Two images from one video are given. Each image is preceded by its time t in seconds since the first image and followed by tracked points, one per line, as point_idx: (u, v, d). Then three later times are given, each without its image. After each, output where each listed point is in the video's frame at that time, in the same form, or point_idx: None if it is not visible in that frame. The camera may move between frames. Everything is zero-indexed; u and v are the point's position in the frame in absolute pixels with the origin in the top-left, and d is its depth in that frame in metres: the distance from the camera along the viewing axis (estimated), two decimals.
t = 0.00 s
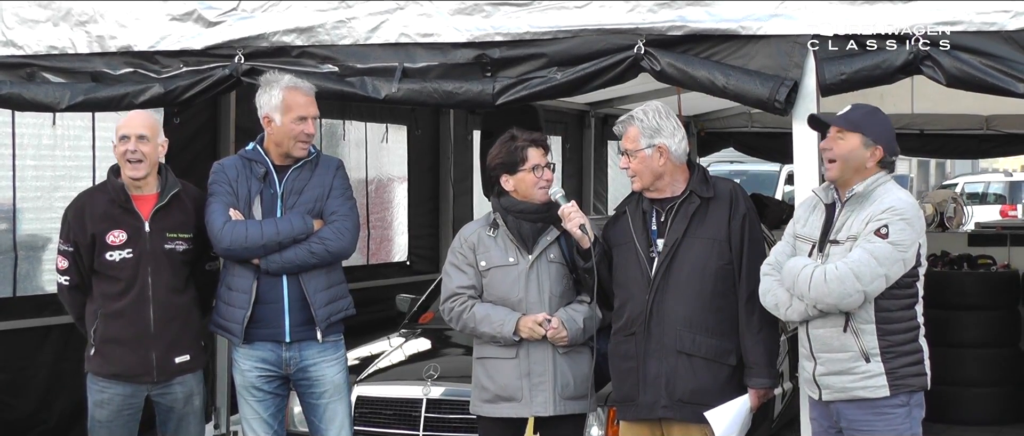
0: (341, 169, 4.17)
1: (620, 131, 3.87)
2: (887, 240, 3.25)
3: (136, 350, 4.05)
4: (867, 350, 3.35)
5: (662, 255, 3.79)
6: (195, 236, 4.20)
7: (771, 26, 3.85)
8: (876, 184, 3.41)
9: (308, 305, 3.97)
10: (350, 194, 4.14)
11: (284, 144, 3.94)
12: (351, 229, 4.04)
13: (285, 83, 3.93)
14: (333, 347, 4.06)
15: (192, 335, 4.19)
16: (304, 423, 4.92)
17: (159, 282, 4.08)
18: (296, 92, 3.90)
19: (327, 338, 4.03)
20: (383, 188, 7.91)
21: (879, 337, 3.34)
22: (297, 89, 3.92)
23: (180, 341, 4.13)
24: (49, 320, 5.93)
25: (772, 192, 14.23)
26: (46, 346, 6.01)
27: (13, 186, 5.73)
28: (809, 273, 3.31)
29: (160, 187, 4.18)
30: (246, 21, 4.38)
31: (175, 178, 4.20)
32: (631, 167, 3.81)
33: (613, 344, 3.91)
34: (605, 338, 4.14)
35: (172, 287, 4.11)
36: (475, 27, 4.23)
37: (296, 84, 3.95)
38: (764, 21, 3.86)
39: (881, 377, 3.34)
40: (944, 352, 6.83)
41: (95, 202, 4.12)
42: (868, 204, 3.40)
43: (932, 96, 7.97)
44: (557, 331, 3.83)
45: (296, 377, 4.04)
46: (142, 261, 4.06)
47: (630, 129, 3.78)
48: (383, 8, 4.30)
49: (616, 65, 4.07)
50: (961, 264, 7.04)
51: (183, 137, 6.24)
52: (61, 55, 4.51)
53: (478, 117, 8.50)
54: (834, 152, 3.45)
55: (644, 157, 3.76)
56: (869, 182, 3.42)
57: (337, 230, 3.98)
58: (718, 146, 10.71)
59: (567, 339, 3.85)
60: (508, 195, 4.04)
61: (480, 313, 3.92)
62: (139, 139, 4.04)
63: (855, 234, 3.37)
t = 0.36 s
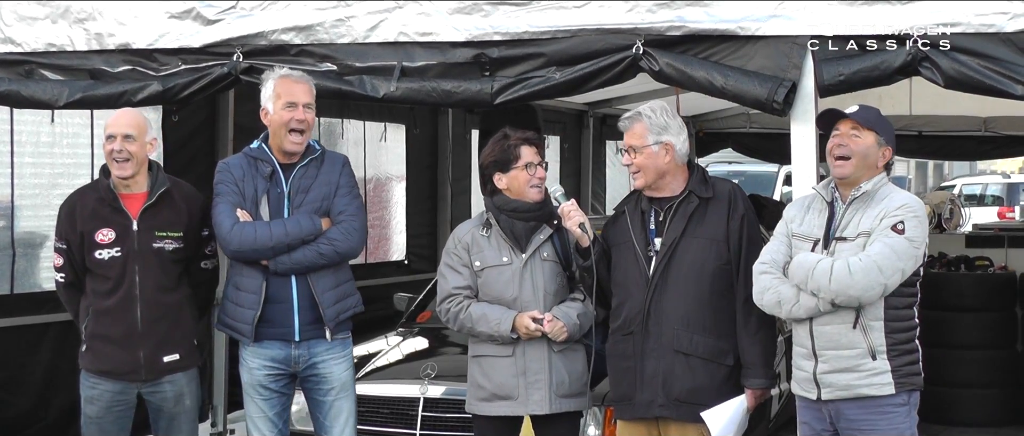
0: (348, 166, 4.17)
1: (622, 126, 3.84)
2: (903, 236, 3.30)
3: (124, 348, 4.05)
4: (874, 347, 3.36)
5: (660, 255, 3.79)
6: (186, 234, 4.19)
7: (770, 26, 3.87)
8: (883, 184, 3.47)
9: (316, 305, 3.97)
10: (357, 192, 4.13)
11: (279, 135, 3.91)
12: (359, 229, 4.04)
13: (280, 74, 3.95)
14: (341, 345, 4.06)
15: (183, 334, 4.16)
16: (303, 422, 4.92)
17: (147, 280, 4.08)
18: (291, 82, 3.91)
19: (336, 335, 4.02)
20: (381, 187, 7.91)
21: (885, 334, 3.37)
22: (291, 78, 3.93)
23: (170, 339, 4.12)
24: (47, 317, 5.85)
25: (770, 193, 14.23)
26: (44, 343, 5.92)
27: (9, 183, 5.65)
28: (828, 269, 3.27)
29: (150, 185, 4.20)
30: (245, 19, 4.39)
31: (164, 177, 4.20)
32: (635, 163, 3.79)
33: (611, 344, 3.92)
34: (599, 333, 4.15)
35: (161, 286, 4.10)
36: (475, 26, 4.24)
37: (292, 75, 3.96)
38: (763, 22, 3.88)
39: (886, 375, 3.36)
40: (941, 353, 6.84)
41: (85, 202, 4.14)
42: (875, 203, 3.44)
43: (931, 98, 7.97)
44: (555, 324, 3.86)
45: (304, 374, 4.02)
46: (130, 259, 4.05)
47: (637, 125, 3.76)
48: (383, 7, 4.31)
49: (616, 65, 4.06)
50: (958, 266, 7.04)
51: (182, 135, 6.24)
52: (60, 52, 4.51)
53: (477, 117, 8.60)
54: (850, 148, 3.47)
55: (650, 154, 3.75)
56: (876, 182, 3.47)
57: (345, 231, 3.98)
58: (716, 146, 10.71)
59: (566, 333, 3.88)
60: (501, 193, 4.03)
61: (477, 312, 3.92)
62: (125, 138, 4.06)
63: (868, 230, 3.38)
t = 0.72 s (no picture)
0: (367, 166, 4.09)
1: (628, 122, 3.81)
2: (913, 231, 3.36)
3: (102, 347, 4.05)
4: (889, 346, 3.40)
5: (655, 254, 3.79)
6: (170, 234, 4.17)
7: (766, 27, 3.87)
8: (881, 183, 3.53)
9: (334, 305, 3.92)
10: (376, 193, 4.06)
11: (294, 133, 3.87)
12: (377, 231, 3.97)
13: (300, 72, 3.92)
14: (358, 347, 4.00)
15: (163, 336, 4.13)
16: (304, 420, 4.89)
17: (125, 280, 4.07)
18: (308, 81, 3.88)
19: (354, 336, 3.97)
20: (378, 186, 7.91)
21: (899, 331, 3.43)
22: (308, 77, 3.89)
23: (148, 340, 4.09)
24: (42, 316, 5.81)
25: (766, 193, 14.22)
26: (40, 341, 5.87)
27: (6, 181, 5.62)
28: (846, 271, 3.28)
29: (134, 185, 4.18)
30: (241, 18, 4.38)
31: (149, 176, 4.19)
32: (647, 155, 3.75)
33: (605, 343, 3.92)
34: (595, 335, 4.13)
35: (140, 286, 4.08)
36: (471, 26, 4.23)
37: (310, 74, 3.92)
38: (759, 22, 3.88)
39: (900, 372, 3.41)
40: (938, 353, 6.84)
41: (70, 199, 4.15)
42: (877, 202, 3.48)
43: (927, 99, 7.98)
44: (551, 323, 3.86)
45: (319, 374, 3.98)
46: (109, 258, 4.05)
47: (653, 119, 3.75)
48: (379, 6, 4.31)
49: (612, 64, 4.06)
50: (954, 266, 7.05)
51: (178, 133, 6.23)
52: (56, 51, 4.50)
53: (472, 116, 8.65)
54: (852, 147, 3.51)
55: (663, 147, 3.75)
56: (873, 180, 3.52)
57: (361, 233, 3.92)
58: (713, 146, 10.71)
59: (562, 332, 3.87)
60: (498, 192, 4.04)
61: (472, 309, 3.91)
62: (111, 137, 4.07)
63: (877, 228, 3.42)
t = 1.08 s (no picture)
0: (392, 171, 4.03)
1: (628, 119, 3.81)
2: (919, 235, 3.35)
3: (75, 345, 4.06)
4: (895, 350, 3.40)
5: (650, 253, 3.79)
6: (147, 235, 4.14)
7: (762, 26, 3.87)
8: (885, 186, 3.52)
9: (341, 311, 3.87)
10: (396, 201, 3.99)
11: (314, 133, 3.88)
12: (389, 240, 3.89)
13: (325, 73, 3.91)
14: (369, 350, 3.94)
15: (135, 337, 4.11)
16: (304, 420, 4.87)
17: (99, 279, 4.07)
18: (331, 83, 3.86)
19: (365, 340, 3.91)
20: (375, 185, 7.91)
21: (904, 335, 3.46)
22: (331, 79, 3.88)
23: (118, 340, 4.08)
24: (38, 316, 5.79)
25: (763, 192, 14.20)
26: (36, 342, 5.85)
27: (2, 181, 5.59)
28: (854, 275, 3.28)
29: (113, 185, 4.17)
30: (238, 17, 4.38)
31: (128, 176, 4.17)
32: (647, 152, 3.76)
33: (602, 341, 3.92)
34: (593, 334, 4.13)
35: (112, 285, 4.07)
36: (468, 25, 4.23)
37: (336, 75, 3.91)
38: (756, 22, 3.88)
39: (906, 377, 3.41)
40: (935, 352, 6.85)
41: (51, 196, 4.17)
42: (881, 204, 3.47)
43: (924, 98, 7.98)
44: (544, 326, 3.86)
45: (329, 375, 3.95)
46: (83, 256, 4.07)
47: (652, 116, 3.75)
48: (376, 5, 4.30)
49: (608, 64, 4.06)
50: (951, 265, 7.09)
51: (174, 133, 6.22)
52: (52, 50, 4.50)
53: (470, 115, 8.63)
54: (857, 150, 3.50)
55: (663, 145, 3.75)
56: (877, 182, 3.50)
57: (371, 242, 3.85)
58: (710, 146, 10.71)
59: (552, 335, 3.87)
60: (496, 190, 4.04)
61: (470, 309, 3.93)
62: (96, 136, 4.11)
63: (882, 232, 3.41)
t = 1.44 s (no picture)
0: (399, 177, 4.01)
1: (615, 123, 3.85)
2: (921, 233, 3.34)
3: (70, 345, 4.07)
4: (892, 347, 3.39)
5: (653, 254, 3.78)
6: (136, 230, 4.23)
7: (759, 24, 3.87)
8: (888, 181, 3.50)
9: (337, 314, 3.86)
10: (399, 209, 3.96)
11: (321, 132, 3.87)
12: (390, 245, 3.87)
13: (337, 77, 3.88)
14: (366, 350, 3.94)
15: (128, 331, 4.20)
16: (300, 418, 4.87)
17: (94, 277, 4.09)
18: (341, 88, 3.83)
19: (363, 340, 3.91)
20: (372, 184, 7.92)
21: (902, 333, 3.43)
22: (342, 84, 3.85)
23: (112, 336, 4.14)
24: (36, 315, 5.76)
25: (761, 190, 14.20)
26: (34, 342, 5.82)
27: None
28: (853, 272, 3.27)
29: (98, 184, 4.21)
30: (234, 15, 4.37)
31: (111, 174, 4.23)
32: (624, 162, 3.81)
33: (603, 341, 3.91)
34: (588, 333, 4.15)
35: (107, 283, 4.12)
36: (465, 24, 4.23)
37: (348, 78, 3.88)
38: (752, 20, 3.87)
39: (902, 374, 3.40)
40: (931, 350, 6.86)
41: (30, 199, 4.14)
42: (884, 201, 3.45)
43: (922, 97, 7.98)
44: (541, 322, 3.87)
45: (326, 373, 3.95)
46: (78, 257, 4.08)
47: (625, 125, 3.78)
48: (372, 4, 4.30)
49: (606, 62, 4.06)
50: (948, 263, 7.10)
51: (171, 131, 6.22)
52: (48, 49, 4.50)
53: (467, 114, 8.59)
54: (862, 149, 3.49)
55: (639, 153, 3.75)
56: (882, 179, 3.48)
57: (368, 249, 3.82)
58: (707, 144, 10.71)
59: (550, 332, 3.88)
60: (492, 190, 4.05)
61: (465, 304, 3.93)
62: (97, 143, 4.13)
63: (884, 228, 3.40)
